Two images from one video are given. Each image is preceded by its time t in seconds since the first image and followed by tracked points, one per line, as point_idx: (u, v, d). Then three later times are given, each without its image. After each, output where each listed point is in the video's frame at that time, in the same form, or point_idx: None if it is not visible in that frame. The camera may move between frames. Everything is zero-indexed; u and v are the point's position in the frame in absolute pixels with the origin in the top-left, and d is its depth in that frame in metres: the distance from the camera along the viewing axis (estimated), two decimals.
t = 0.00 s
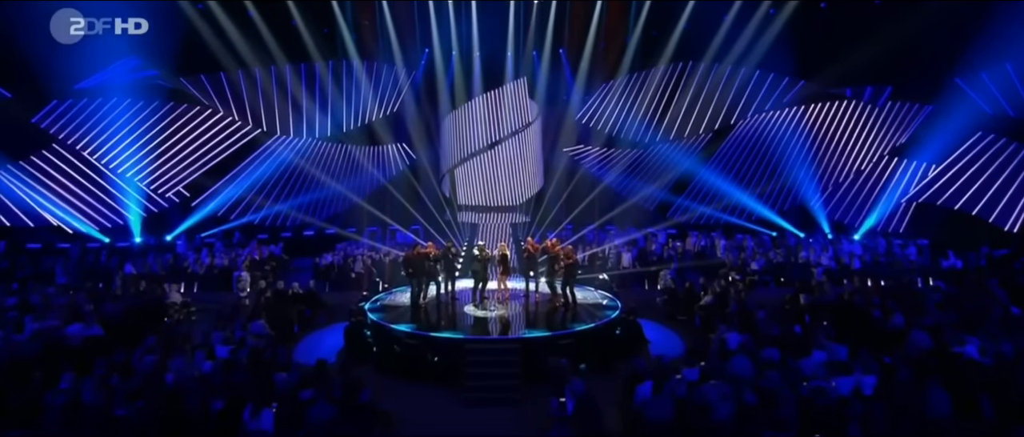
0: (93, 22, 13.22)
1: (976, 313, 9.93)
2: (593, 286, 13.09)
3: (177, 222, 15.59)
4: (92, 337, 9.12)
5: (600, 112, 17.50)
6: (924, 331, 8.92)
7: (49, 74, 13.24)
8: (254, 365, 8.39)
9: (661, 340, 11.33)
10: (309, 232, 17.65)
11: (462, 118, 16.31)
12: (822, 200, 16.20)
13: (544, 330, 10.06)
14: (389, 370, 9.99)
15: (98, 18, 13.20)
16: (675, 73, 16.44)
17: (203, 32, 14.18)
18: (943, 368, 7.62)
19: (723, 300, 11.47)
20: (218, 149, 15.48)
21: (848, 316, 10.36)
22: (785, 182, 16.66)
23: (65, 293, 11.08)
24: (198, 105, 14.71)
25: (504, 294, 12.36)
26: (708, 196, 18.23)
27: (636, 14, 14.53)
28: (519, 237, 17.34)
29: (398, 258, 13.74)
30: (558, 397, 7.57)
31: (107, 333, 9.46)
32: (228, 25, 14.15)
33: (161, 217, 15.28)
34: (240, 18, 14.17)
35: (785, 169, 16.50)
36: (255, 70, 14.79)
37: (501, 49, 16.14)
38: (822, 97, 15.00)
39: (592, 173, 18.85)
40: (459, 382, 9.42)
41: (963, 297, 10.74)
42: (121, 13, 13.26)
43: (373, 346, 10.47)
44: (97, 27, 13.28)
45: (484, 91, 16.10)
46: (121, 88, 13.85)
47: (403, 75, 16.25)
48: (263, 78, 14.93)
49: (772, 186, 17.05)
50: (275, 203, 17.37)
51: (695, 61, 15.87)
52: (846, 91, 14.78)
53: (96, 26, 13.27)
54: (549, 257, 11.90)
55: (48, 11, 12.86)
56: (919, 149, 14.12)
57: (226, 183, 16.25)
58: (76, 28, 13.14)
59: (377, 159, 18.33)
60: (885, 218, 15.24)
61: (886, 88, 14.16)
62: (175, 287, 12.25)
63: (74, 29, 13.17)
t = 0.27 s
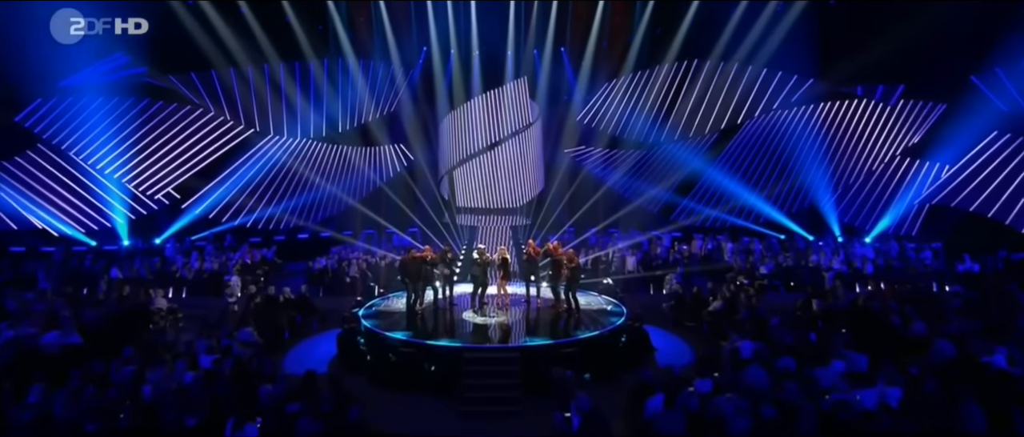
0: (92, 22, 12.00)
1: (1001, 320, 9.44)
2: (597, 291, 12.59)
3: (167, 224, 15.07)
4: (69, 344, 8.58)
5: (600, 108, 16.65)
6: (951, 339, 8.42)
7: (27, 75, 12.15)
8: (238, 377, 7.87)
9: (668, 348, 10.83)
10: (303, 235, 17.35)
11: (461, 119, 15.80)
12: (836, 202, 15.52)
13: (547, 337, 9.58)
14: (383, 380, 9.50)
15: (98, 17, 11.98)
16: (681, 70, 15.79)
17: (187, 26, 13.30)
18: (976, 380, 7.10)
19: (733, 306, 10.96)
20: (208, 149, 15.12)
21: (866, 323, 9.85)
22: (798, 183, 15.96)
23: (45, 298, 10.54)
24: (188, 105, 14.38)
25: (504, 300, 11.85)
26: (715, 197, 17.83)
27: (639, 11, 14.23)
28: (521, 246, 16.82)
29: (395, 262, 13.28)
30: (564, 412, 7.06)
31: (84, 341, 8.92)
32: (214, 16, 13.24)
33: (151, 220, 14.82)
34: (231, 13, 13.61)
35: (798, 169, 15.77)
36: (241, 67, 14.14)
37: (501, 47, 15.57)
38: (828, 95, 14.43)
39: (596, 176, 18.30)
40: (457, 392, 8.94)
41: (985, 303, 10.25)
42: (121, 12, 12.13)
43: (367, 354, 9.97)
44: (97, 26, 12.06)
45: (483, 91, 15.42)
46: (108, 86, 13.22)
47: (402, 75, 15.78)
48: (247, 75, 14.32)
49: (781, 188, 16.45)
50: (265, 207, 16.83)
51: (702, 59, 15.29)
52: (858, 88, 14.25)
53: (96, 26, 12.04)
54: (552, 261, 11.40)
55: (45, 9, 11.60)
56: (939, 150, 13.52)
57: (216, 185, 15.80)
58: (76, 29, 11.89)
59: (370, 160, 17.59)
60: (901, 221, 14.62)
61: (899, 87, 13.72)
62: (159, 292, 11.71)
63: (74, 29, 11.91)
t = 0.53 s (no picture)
0: (93, 22, 11.39)
1: None
2: (601, 294, 12.13)
3: (157, 224, 14.46)
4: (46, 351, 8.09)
5: (607, 105, 16.42)
6: (977, 344, 7.94)
7: (10, 69, 11.52)
8: (220, 384, 7.39)
9: (675, 353, 10.38)
10: (297, 234, 16.64)
11: (460, 116, 15.44)
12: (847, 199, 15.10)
13: (549, 343, 9.18)
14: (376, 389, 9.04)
15: (98, 17, 11.36)
16: (687, 66, 15.24)
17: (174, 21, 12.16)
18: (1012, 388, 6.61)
19: (743, 309, 10.49)
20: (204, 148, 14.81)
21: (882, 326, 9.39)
22: (810, 182, 15.59)
23: (23, 301, 10.03)
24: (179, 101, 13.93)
25: (504, 303, 11.40)
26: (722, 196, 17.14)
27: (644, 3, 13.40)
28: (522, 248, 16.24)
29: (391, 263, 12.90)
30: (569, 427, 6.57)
31: (61, 347, 8.41)
32: (204, 12, 12.21)
33: (139, 220, 14.26)
34: (218, 5, 12.34)
35: (811, 167, 15.43)
36: (229, 63, 13.12)
37: (502, 43, 15.03)
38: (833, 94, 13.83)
39: (601, 174, 17.56)
40: (455, 400, 8.59)
41: (1007, 305, 9.78)
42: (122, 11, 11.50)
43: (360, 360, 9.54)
44: (98, 26, 11.43)
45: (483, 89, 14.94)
46: (96, 79, 12.44)
47: (398, 72, 15.08)
48: (239, 71, 13.45)
49: (791, 187, 16.03)
50: (255, 205, 16.17)
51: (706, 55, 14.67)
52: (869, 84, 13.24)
53: (96, 26, 11.43)
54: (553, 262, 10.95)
55: (44, 10, 11.08)
56: (959, 148, 12.83)
57: (206, 184, 15.18)
58: (76, 29, 11.26)
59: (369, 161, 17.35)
60: (916, 222, 14.25)
61: (912, 81, 12.72)
62: (144, 294, 11.22)
63: (74, 30, 11.29)
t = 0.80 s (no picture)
0: (92, 22, 11.29)
1: None
2: (605, 296, 11.66)
3: (145, 223, 13.87)
4: (16, 357, 7.59)
5: (612, 98, 15.84)
6: (1007, 349, 7.48)
7: None
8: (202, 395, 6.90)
9: (683, 358, 9.92)
10: (290, 235, 15.80)
11: (456, 114, 14.77)
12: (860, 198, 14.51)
13: (551, 349, 8.72)
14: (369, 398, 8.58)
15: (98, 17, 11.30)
16: (692, 59, 14.56)
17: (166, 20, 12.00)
18: None
19: (754, 312, 10.03)
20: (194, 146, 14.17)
21: (901, 331, 8.92)
22: (824, 179, 14.89)
23: None
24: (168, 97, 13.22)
25: (504, 306, 10.93)
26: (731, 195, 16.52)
27: None
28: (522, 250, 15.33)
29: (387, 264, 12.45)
30: None
31: (34, 354, 7.92)
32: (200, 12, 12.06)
33: (128, 218, 13.68)
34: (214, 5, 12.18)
35: (824, 165, 14.75)
36: (219, 58, 12.69)
37: (500, 38, 14.47)
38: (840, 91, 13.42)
39: (604, 172, 17.00)
40: (452, 410, 8.13)
41: None
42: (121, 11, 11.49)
43: (354, 366, 9.10)
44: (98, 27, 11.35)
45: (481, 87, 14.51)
46: (77, 74, 11.94)
47: (394, 68, 14.56)
48: (231, 66, 12.99)
49: (804, 185, 15.36)
50: (245, 203, 15.69)
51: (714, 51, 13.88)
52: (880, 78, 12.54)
53: (96, 26, 11.34)
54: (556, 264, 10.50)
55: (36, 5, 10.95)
56: (980, 148, 12.24)
57: (195, 184, 14.51)
58: (76, 29, 11.11)
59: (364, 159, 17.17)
60: (930, 222, 13.73)
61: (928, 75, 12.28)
62: (128, 298, 10.74)
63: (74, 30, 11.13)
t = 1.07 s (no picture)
0: (92, 21, 10.47)
1: None
2: (609, 300, 11.25)
3: (135, 223, 13.25)
4: None
5: (617, 92, 15.20)
6: None
7: None
8: (181, 408, 6.49)
9: (692, 364, 9.53)
10: (285, 236, 14.95)
11: (455, 110, 15.04)
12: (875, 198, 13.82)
13: (554, 356, 8.33)
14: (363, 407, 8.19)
15: (98, 17, 10.47)
16: (697, 58, 13.90)
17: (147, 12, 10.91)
18: None
19: (765, 316, 9.62)
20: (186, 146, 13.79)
21: (921, 336, 8.50)
22: (840, 176, 14.30)
23: None
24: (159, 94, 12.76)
25: (504, 309, 10.54)
26: (740, 194, 15.80)
27: None
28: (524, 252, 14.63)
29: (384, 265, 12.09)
30: None
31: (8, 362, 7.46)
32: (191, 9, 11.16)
33: (116, 219, 13.10)
34: None
35: (839, 162, 14.22)
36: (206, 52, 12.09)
37: (501, 34, 13.85)
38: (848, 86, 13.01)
39: (607, 169, 16.49)
40: (450, 421, 7.74)
41: None
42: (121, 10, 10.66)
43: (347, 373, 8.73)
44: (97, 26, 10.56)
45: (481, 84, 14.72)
46: (59, 69, 11.17)
47: (392, 67, 14.13)
48: (221, 60, 12.45)
49: (819, 183, 14.66)
50: (237, 204, 15.11)
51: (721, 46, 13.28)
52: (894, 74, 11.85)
53: (96, 26, 10.55)
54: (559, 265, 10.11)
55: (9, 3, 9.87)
56: (1001, 146, 11.82)
57: (184, 183, 13.91)
58: (76, 29, 10.27)
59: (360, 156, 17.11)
60: (943, 223, 13.25)
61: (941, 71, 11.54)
62: (112, 301, 10.30)
63: (74, 30, 10.28)
